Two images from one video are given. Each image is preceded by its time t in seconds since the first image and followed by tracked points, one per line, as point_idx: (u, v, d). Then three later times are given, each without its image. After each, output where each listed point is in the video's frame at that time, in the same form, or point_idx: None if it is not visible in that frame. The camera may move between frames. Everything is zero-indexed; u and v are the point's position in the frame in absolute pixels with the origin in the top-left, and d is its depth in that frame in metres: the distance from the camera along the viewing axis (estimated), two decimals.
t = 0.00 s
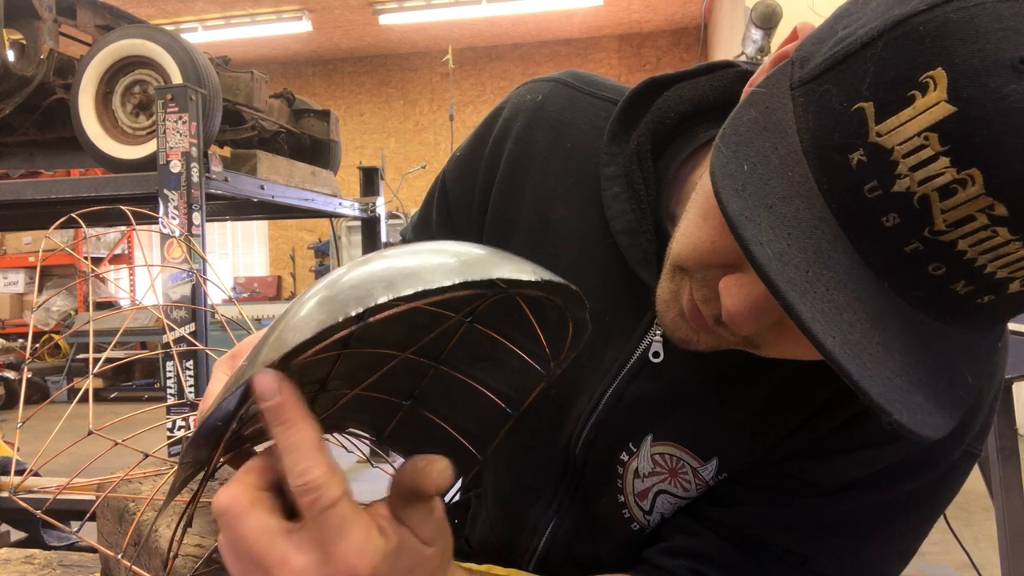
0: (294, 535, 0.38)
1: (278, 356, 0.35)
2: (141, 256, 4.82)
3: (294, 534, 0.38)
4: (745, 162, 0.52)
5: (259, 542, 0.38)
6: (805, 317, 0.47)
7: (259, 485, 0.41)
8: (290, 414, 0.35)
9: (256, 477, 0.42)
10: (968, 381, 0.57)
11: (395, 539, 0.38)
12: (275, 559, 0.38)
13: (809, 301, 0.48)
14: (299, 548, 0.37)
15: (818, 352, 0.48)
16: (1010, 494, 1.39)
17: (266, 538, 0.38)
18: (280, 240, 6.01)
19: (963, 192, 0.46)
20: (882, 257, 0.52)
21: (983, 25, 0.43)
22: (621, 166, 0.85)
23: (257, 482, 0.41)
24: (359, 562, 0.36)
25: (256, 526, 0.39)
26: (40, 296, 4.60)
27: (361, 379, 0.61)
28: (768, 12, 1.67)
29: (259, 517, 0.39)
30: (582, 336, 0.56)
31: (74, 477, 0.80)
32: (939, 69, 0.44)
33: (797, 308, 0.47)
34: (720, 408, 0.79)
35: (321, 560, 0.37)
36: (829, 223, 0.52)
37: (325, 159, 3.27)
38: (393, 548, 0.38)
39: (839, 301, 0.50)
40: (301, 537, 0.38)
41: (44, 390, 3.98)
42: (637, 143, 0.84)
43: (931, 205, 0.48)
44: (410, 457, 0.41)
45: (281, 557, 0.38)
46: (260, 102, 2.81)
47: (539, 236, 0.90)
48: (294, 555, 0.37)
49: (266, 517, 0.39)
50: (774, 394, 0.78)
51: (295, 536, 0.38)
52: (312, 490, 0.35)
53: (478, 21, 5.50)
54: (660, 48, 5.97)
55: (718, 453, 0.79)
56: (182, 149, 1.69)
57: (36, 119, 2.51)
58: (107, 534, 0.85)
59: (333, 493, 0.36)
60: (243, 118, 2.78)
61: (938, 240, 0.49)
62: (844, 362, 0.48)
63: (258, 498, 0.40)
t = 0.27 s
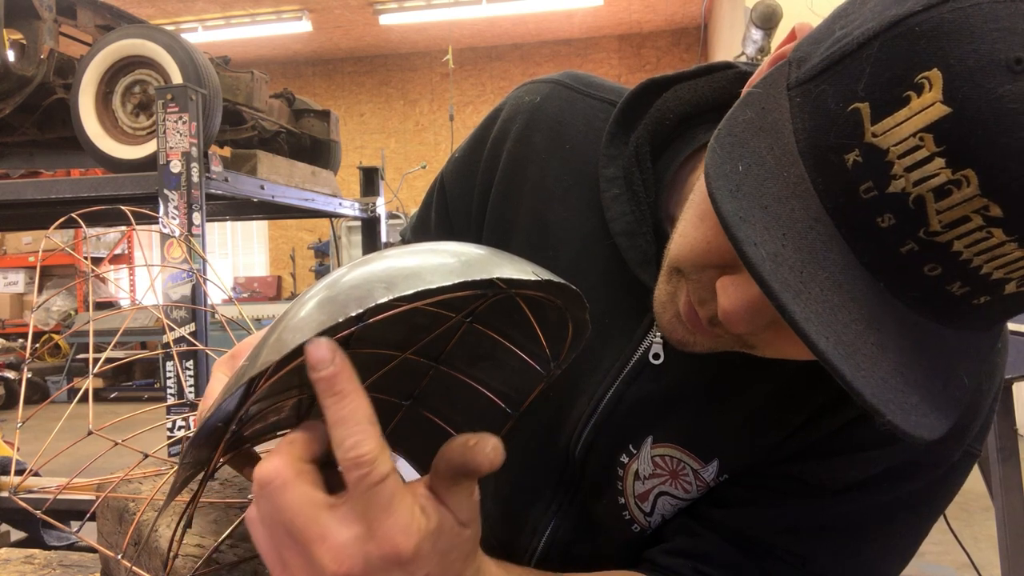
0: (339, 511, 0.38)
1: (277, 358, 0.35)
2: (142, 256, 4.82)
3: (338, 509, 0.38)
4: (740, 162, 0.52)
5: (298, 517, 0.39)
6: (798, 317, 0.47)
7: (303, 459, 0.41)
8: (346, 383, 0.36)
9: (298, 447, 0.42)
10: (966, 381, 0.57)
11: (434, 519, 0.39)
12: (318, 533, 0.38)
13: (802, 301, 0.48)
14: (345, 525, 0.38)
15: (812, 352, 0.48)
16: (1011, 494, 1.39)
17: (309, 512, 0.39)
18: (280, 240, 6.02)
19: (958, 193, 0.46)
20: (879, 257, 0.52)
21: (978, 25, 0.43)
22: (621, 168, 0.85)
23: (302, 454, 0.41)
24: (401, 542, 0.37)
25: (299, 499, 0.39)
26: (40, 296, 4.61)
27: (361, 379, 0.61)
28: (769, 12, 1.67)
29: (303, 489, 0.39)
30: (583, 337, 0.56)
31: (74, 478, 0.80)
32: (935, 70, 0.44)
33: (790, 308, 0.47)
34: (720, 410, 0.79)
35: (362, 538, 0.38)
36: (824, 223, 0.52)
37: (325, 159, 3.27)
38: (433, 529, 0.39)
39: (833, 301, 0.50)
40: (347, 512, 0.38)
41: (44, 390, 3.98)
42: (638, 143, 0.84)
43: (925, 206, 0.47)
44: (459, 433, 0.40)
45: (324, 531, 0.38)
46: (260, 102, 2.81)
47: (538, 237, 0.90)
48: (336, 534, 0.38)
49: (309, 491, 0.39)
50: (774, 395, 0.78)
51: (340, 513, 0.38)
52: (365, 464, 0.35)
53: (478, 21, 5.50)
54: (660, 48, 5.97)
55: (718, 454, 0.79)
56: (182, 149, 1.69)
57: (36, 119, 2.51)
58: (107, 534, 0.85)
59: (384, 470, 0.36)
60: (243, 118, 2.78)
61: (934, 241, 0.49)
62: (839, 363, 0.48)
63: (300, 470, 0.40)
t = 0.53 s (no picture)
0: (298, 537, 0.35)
1: (279, 357, 0.35)
2: (142, 255, 4.83)
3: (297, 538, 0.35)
4: (741, 160, 0.52)
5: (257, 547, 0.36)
6: (802, 315, 0.47)
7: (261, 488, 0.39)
8: (291, 412, 0.33)
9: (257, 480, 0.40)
10: (968, 379, 0.57)
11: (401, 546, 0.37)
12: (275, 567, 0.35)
13: (806, 299, 0.48)
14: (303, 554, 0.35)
15: (815, 350, 0.48)
16: (1011, 493, 1.39)
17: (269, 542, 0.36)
18: (280, 240, 6.02)
19: (961, 189, 0.46)
20: (880, 256, 0.52)
21: (979, 22, 0.43)
22: (621, 169, 0.85)
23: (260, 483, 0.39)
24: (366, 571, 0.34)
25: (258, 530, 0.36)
26: (40, 296, 4.61)
27: (361, 379, 0.61)
28: (768, 12, 1.67)
29: (261, 519, 0.37)
30: (582, 337, 0.56)
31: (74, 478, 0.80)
32: (936, 66, 0.44)
33: (794, 306, 0.47)
34: (721, 410, 0.79)
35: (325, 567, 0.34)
36: (826, 221, 0.52)
37: (325, 158, 3.27)
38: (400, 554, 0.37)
39: (834, 299, 0.50)
40: (308, 541, 0.35)
41: (44, 390, 3.98)
42: (638, 144, 0.84)
43: (927, 202, 0.47)
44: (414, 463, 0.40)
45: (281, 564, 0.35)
46: (260, 102, 2.81)
47: (538, 237, 0.90)
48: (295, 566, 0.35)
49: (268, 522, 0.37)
50: (774, 395, 0.78)
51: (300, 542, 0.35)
52: (317, 492, 0.33)
53: (478, 21, 5.51)
54: (660, 48, 5.97)
55: (718, 454, 0.79)
56: (182, 149, 1.69)
57: (36, 119, 2.51)
58: (106, 535, 0.85)
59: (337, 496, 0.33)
60: (243, 118, 2.78)
61: (935, 239, 0.49)
62: (840, 361, 0.48)
63: (255, 501, 0.38)
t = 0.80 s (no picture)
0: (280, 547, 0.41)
1: (279, 358, 0.35)
2: (142, 255, 4.83)
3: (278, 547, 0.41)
4: (739, 160, 0.53)
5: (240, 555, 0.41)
6: (797, 315, 0.48)
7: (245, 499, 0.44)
8: (271, 429, 0.38)
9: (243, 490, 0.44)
10: (967, 379, 0.57)
11: (379, 557, 0.44)
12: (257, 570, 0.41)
13: (802, 299, 0.48)
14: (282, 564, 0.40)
15: (812, 350, 0.48)
16: (1012, 494, 1.39)
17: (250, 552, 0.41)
18: (280, 240, 6.02)
19: (958, 190, 0.46)
20: (879, 256, 0.52)
21: (976, 23, 0.43)
22: (622, 170, 0.85)
23: (243, 496, 0.44)
24: None
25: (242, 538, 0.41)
26: (40, 296, 4.61)
27: (361, 379, 0.61)
28: (768, 12, 1.67)
29: (244, 530, 0.42)
30: (582, 337, 0.56)
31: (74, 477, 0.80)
32: (934, 66, 0.44)
33: (789, 306, 0.48)
34: (720, 410, 0.79)
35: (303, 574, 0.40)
36: (824, 221, 0.52)
37: (325, 159, 3.27)
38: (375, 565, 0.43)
39: (833, 299, 0.50)
40: (285, 552, 0.41)
41: (44, 390, 3.99)
42: (639, 145, 0.84)
43: (925, 203, 0.47)
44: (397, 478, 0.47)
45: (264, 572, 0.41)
46: (260, 102, 2.81)
47: (538, 237, 0.90)
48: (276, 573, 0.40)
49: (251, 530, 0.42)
50: (775, 396, 0.78)
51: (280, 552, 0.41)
52: (296, 506, 0.38)
53: (478, 21, 5.50)
54: (660, 48, 5.97)
55: (718, 455, 0.79)
56: (182, 149, 1.69)
57: (37, 119, 2.51)
58: (107, 534, 0.85)
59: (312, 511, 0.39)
60: (243, 118, 2.78)
61: (933, 239, 0.49)
62: (838, 361, 0.48)
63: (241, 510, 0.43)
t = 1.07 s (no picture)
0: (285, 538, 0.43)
1: (280, 358, 0.35)
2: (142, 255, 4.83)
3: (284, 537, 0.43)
4: (736, 156, 0.53)
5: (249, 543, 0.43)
6: (795, 310, 0.48)
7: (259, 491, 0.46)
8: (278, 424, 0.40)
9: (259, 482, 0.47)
10: (966, 376, 0.57)
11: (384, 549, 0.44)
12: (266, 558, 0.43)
13: (799, 293, 0.48)
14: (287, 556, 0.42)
15: (810, 345, 0.48)
16: (1012, 494, 1.39)
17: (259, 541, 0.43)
18: (281, 240, 6.02)
19: (954, 183, 0.46)
20: (879, 254, 0.51)
21: (970, 16, 0.43)
22: (624, 170, 0.85)
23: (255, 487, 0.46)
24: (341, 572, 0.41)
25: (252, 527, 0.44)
26: (40, 296, 4.61)
27: (362, 379, 0.61)
28: (769, 12, 1.66)
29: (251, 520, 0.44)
30: (583, 338, 0.56)
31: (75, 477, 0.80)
32: (928, 60, 0.44)
33: (786, 300, 0.48)
34: (721, 409, 0.79)
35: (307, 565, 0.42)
36: (822, 217, 0.52)
37: (325, 159, 3.27)
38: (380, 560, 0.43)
39: (831, 297, 0.50)
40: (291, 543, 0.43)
41: (44, 390, 3.99)
42: (640, 145, 0.84)
43: (922, 196, 0.47)
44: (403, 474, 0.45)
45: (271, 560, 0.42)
46: (261, 103, 2.81)
47: (539, 237, 0.90)
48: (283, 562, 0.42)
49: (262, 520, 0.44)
50: (776, 396, 0.77)
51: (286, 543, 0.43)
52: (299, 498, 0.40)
53: (478, 21, 5.51)
54: (661, 49, 5.97)
55: (718, 454, 0.79)
56: (183, 149, 1.69)
57: (37, 120, 2.52)
58: (107, 534, 0.85)
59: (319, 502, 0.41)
60: (244, 118, 2.78)
61: (931, 234, 0.49)
62: (837, 358, 0.48)
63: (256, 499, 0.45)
